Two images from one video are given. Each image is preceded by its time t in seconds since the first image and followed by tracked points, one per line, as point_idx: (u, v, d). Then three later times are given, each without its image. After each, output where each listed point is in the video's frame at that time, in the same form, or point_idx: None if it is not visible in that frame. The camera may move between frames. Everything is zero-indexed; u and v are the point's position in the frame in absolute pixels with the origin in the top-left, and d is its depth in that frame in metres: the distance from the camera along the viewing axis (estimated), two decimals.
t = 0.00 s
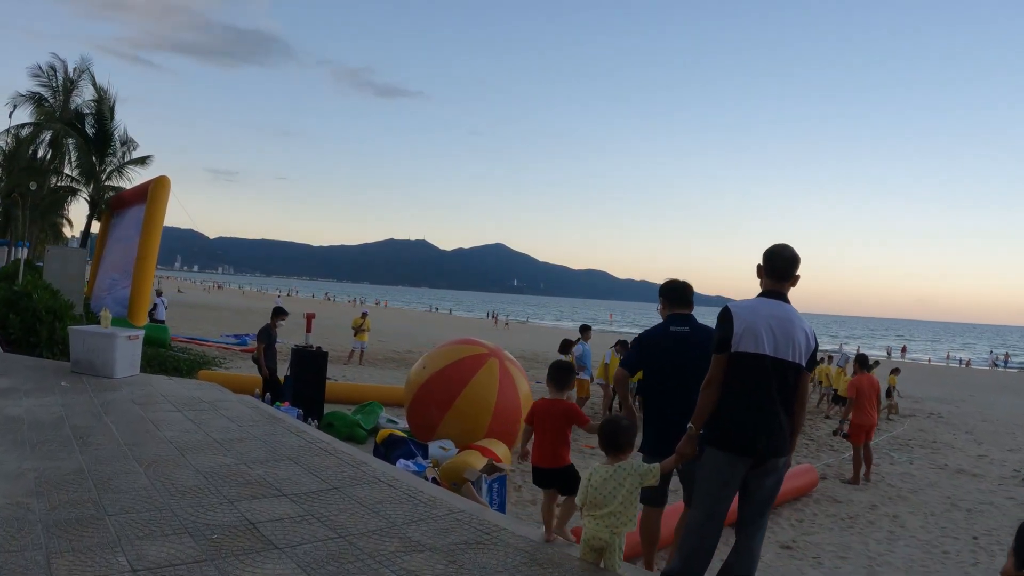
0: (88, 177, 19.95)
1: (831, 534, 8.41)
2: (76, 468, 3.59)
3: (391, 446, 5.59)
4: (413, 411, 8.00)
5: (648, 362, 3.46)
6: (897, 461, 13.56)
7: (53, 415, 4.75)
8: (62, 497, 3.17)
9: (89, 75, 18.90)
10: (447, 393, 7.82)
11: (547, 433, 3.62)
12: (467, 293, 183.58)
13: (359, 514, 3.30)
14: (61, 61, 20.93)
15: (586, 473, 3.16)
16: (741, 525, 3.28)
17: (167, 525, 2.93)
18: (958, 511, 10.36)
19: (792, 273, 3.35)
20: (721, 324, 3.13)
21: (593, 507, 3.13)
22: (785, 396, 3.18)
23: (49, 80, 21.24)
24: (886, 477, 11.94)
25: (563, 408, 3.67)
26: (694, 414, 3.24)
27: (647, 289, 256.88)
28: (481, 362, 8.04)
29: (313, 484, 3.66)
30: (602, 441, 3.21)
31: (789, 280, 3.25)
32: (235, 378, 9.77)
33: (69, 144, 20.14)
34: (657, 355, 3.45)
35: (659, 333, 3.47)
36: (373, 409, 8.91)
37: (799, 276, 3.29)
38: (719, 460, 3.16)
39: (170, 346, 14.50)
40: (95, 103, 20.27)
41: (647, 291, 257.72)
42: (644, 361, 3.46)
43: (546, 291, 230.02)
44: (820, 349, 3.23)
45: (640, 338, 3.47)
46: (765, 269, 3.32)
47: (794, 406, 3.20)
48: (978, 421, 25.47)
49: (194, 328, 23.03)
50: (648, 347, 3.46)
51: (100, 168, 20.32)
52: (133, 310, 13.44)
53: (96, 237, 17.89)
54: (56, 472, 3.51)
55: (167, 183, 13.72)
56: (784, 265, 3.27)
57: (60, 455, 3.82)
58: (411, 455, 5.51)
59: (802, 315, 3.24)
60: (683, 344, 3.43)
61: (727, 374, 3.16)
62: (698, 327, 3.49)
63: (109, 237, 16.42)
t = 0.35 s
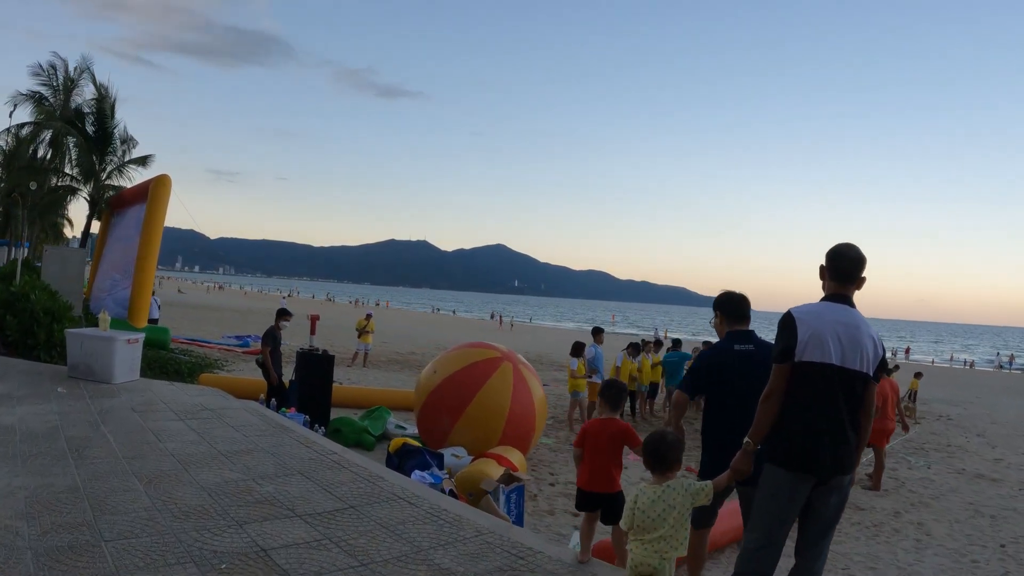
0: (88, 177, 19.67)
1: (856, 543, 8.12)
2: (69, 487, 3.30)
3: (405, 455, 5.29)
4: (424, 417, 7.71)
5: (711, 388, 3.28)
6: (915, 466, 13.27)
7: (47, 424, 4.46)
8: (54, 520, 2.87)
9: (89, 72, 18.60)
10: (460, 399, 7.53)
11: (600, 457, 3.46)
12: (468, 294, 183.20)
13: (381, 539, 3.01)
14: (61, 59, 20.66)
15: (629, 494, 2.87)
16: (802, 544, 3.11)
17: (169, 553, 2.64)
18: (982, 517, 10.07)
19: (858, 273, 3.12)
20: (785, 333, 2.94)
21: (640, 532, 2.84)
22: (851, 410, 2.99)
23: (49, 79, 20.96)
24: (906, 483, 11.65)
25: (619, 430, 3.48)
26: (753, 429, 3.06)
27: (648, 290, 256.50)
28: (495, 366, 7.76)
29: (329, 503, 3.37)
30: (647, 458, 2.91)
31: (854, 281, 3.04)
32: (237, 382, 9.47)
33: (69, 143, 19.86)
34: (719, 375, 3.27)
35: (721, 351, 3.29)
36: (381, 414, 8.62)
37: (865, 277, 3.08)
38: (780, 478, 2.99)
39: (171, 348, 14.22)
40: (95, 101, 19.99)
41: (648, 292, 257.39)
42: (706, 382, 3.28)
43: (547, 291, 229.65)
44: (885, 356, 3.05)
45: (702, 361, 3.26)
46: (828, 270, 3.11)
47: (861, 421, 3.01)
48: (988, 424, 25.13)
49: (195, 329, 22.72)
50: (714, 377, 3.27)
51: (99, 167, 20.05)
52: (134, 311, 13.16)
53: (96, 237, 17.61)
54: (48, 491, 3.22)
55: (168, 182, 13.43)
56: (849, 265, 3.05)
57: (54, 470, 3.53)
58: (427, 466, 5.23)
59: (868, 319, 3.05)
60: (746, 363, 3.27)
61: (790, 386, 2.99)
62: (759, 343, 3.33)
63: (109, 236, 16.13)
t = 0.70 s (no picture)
0: (88, 177, 19.40)
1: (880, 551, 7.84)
2: (67, 507, 3.04)
3: (423, 465, 5.01)
4: (436, 423, 7.44)
5: (803, 423, 3.79)
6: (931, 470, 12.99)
7: (43, 435, 4.19)
8: (48, 547, 2.60)
9: (89, 70, 18.33)
10: (474, 403, 7.27)
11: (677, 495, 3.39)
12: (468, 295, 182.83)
13: (409, 565, 2.73)
14: (61, 58, 20.40)
15: (690, 517, 2.69)
16: (870, 566, 2.98)
17: None
18: (1006, 523, 9.79)
19: (933, 275, 2.92)
20: (862, 343, 2.77)
21: (700, 557, 2.66)
22: (925, 424, 2.85)
23: (50, 79, 20.71)
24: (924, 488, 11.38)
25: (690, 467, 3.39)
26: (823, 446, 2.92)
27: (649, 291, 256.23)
28: (510, 369, 7.51)
29: (349, 525, 3.10)
30: (709, 477, 2.72)
31: (930, 283, 2.86)
32: (241, 386, 9.19)
33: (70, 142, 19.59)
34: (812, 411, 3.78)
35: (815, 389, 3.82)
36: (390, 419, 8.36)
37: (938, 279, 2.89)
38: (853, 499, 2.85)
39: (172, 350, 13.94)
40: (96, 100, 19.72)
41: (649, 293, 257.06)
42: (800, 417, 3.78)
43: (547, 292, 229.42)
44: (963, 365, 2.87)
45: (797, 397, 3.81)
46: (902, 272, 2.93)
47: (935, 435, 2.88)
48: (999, 427, 24.80)
49: (196, 330, 22.43)
50: (807, 412, 3.78)
51: (100, 166, 19.78)
52: (134, 313, 12.90)
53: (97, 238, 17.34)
54: (44, 513, 2.95)
55: (168, 180, 13.14)
56: (925, 268, 2.87)
57: (49, 488, 3.26)
58: (445, 478, 4.97)
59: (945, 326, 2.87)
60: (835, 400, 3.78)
61: (863, 401, 2.81)
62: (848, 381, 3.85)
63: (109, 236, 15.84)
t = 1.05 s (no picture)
0: (88, 176, 19.14)
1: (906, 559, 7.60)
2: (63, 528, 2.78)
3: (441, 475, 4.77)
4: (448, 429, 7.18)
5: (866, 429, 3.81)
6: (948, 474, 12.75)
7: (38, 445, 3.93)
8: None
9: (90, 67, 18.05)
10: (488, 409, 7.01)
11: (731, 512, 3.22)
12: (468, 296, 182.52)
13: None
14: (61, 56, 20.14)
15: (757, 540, 2.55)
16: None
17: None
18: None
19: (1010, 274, 2.71)
20: (942, 349, 2.60)
21: None
22: (1008, 436, 2.66)
23: (49, 77, 20.44)
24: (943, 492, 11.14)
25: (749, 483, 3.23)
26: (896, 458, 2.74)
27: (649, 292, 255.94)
28: (524, 372, 7.25)
29: (372, 547, 2.84)
30: (775, 494, 2.58)
31: (1013, 284, 2.64)
32: (244, 390, 8.92)
33: (69, 140, 19.32)
34: (878, 417, 3.80)
35: (885, 391, 3.86)
36: (399, 425, 8.10)
37: (1017, 277, 2.69)
38: (928, 515, 2.66)
39: (173, 352, 13.66)
40: (96, 98, 19.46)
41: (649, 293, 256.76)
42: (865, 421, 3.80)
43: (547, 293, 229.12)
44: None
45: (862, 399, 3.86)
46: (978, 273, 2.73)
47: (1016, 446, 2.69)
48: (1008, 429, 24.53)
49: (197, 331, 22.13)
50: (871, 418, 3.81)
51: (100, 165, 19.52)
52: (135, 314, 12.64)
53: (97, 238, 17.08)
54: (37, 535, 2.69)
55: (169, 179, 12.87)
56: (1006, 267, 2.67)
57: (44, 506, 3.00)
58: (464, 490, 4.74)
59: None
60: (902, 405, 3.81)
61: (943, 408, 2.64)
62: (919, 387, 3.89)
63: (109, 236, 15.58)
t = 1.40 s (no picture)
0: (87, 174, 18.86)
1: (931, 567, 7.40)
2: (56, 552, 2.52)
3: (458, 486, 4.60)
4: (459, 434, 6.95)
5: (913, 442, 3.59)
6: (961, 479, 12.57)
7: (31, 457, 3.67)
8: None
9: (89, 63, 17.78)
10: (501, 414, 6.78)
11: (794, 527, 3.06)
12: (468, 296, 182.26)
13: None
14: (60, 53, 19.88)
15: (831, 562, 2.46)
16: None
17: None
18: None
19: None
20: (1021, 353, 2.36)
21: None
22: None
23: (49, 75, 20.17)
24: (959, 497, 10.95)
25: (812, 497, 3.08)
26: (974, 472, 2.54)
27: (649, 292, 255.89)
28: (539, 376, 7.01)
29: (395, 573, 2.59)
30: (851, 514, 2.47)
31: None
32: (246, 391, 8.64)
33: (68, 138, 19.05)
34: (925, 428, 3.55)
35: (930, 400, 3.59)
36: (406, 430, 7.85)
37: None
38: (1009, 534, 2.42)
39: (172, 354, 13.39)
40: (95, 96, 19.20)
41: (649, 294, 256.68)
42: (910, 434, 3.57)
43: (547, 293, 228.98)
44: None
45: (907, 410, 3.61)
46: None
47: None
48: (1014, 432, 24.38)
49: (197, 332, 21.86)
50: (917, 430, 3.57)
51: (99, 163, 19.24)
52: (134, 315, 12.39)
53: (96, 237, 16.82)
54: (28, 561, 2.43)
55: (170, 177, 12.60)
56: None
57: (35, 527, 2.75)
58: (483, 501, 4.56)
59: None
60: (951, 414, 3.54)
61: None
62: (970, 394, 3.60)
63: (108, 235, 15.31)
